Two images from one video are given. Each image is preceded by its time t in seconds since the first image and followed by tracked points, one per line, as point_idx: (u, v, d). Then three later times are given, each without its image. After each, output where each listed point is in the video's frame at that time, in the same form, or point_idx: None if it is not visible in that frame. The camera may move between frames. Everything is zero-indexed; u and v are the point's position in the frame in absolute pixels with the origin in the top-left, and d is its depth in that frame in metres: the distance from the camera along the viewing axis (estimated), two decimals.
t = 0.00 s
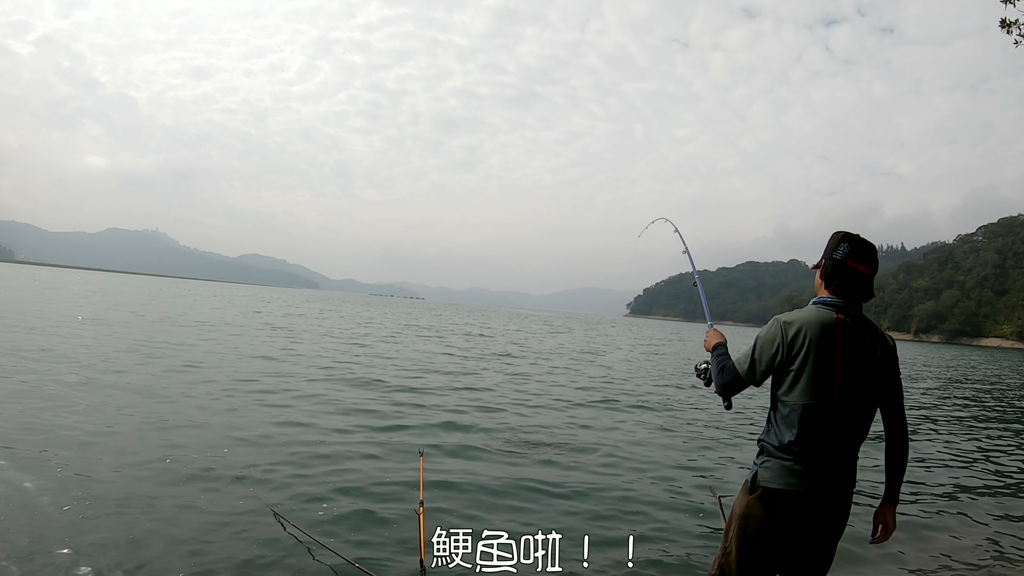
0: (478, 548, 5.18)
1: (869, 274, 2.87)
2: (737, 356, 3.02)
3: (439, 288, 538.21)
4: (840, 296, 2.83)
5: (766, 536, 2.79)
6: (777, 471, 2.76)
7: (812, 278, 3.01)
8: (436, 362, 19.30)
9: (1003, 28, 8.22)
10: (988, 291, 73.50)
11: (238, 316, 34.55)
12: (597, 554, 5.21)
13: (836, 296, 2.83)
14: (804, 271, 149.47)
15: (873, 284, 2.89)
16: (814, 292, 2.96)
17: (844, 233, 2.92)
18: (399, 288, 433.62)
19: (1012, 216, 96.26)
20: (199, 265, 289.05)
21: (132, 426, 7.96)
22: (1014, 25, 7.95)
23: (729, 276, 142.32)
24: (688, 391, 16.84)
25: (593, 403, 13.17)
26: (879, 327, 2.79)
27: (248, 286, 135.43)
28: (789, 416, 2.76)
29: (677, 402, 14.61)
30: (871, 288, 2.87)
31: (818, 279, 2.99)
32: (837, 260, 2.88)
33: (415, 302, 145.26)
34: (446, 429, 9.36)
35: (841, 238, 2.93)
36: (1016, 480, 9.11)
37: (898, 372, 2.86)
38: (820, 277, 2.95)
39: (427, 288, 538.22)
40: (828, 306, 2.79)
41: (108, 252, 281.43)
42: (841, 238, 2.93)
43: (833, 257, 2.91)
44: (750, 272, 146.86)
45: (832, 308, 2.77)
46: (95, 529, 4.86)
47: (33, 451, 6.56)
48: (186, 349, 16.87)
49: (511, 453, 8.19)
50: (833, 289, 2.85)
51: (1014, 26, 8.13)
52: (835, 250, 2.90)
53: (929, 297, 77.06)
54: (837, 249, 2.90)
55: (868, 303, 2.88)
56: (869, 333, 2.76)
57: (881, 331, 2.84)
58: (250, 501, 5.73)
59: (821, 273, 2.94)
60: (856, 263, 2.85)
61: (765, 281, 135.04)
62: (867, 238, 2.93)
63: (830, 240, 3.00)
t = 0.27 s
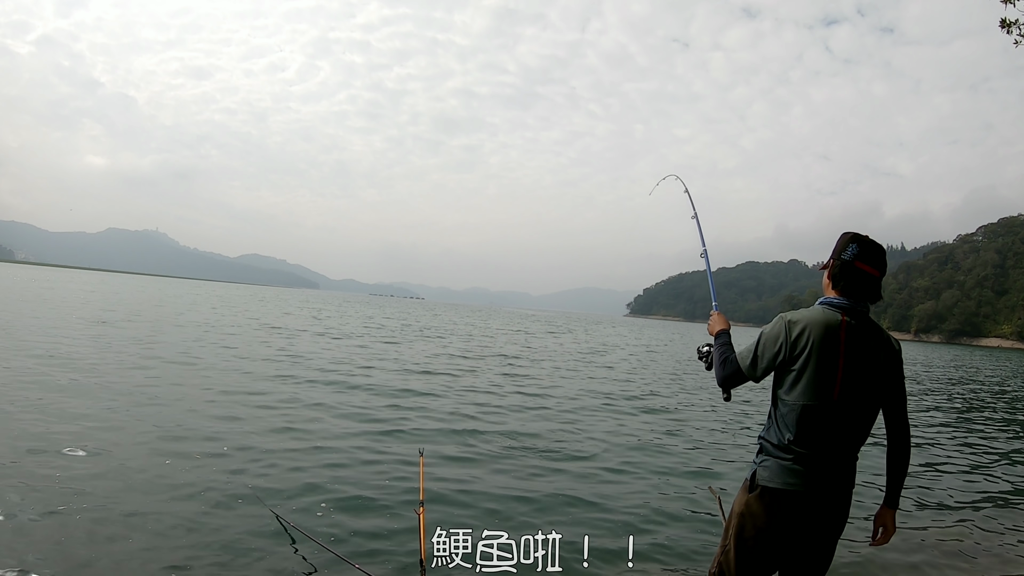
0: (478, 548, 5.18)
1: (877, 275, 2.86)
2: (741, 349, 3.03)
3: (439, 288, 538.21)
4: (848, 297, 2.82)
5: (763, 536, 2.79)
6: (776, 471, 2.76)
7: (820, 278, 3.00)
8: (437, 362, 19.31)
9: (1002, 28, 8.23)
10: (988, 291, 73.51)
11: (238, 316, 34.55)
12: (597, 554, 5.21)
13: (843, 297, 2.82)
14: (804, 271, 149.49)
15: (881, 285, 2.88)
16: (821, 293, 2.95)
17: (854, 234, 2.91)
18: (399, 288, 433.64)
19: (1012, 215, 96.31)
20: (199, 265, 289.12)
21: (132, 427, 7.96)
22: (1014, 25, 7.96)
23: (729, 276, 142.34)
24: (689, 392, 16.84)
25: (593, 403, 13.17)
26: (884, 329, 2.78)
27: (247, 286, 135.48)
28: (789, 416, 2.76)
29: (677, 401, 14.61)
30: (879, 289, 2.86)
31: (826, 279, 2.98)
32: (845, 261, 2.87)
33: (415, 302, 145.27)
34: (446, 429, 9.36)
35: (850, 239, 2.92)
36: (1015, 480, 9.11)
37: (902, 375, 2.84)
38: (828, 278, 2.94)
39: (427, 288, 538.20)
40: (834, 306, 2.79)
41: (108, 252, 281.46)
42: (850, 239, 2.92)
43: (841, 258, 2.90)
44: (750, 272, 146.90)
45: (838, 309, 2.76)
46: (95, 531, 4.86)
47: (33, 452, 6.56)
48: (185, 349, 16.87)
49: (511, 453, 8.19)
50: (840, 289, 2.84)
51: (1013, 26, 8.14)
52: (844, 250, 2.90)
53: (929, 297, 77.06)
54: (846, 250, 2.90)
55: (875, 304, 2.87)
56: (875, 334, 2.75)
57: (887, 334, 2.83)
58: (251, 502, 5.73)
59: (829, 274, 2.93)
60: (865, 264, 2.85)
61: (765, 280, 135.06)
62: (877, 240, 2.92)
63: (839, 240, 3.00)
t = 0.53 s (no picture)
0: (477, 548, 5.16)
1: (882, 277, 2.85)
2: (744, 345, 3.02)
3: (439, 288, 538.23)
4: (853, 298, 2.82)
5: (762, 536, 2.79)
6: (778, 470, 2.76)
7: (825, 279, 3.00)
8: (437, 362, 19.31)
9: (1003, 28, 8.21)
10: (988, 291, 73.50)
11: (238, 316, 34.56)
12: (597, 554, 5.20)
13: (848, 299, 2.82)
14: (804, 271, 149.50)
15: (886, 286, 2.87)
16: (826, 293, 2.94)
17: (859, 235, 2.90)
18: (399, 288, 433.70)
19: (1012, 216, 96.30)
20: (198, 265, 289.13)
21: (131, 427, 7.95)
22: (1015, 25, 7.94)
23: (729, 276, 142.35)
24: (689, 392, 16.83)
25: (593, 403, 13.16)
26: (889, 331, 2.77)
27: (247, 286, 135.53)
28: (791, 416, 2.76)
29: (677, 401, 14.61)
30: (883, 291, 2.86)
31: (830, 280, 2.97)
32: (851, 262, 2.86)
33: (415, 302, 145.29)
34: (446, 429, 9.34)
35: (856, 240, 2.91)
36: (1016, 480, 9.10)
37: (905, 378, 2.84)
38: (833, 278, 2.94)
39: (427, 288, 538.19)
40: (838, 307, 2.78)
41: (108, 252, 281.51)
42: (855, 240, 2.91)
43: (847, 259, 2.89)
44: (750, 272, 146.90)
45: (843, 310, 2.75)
46: (94, 530, 4.85)
47: (33, 452, 6.55)
48: (185, 349, 16.87)
49: (511, 453, 8.18)
50: (846, 291, 2.84)
51: (1014, 26, 8.13)
52: (849, 251, 2.89)
53: (929, 298, 77.08)
54: (851, 251, 2.89)
55: (879, 305, 2.87)
56: (879, 336, 2.74)
57: (891, 336, 2.83)
58: (250, 501, 5.72)
59: (834, 274, 2.93)
60: (870, 266, 2.84)
61: (765, 281, 135.05)
62: (883, 241, 2.91)
63: (845, 241, 2.99)
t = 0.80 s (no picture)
0: (477, 549, 5.16)
1: (884, 276, 2.85)
2: (747, 344, 3.02)
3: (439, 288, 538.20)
4: (856, 299, 2.81)
5: (763, 536, 2.78)
6: (779, 471, 2.76)
7: (826, 279, 3.00)
8: (437, 362, 19.31)
9: (1003, 28, 8.20)
10: (988, 291, 73.49)
11: (238, 316, 34.54)
12: (597, 554, 5.21)
13: (851, 299, 2.82)
14: (804, 271, 149.48)
15: (888, 286, 2.87)
16: (829, 293, 2.93)
17: (860, 235, 2.90)
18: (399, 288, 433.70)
19: (1012, 215, 96.28)
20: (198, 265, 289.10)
21: (131, 427, 7.95)
22: (1015, 25, 7.94)
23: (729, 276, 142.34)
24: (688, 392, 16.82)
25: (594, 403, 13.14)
26: (891, 332, 2.77)
27: (247, 286, 135.59)
28: (794, 417, 2.76)
29: (677, 402, 14.60)
30: (885, 290, 2.85)
31: (832, 280, 2.97)
32: (852, 262, 2.86)
33: (415, 302, 145.25)
34: (446, 429, 9.34)
35: (856, 239, 2.91)
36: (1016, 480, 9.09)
37: (907, 379, 2.84)
38: (834, 278, 2.93)
39: (427, 288, 538.23)
40: (842, 308, 2.77)
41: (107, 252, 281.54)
42: (856, 239, 2.91)
43: (848, 259, 2.89)
44: (750, 272, 146.88)
45: (846, 311, 2.75)
46: (95, 531, 4.86)
47: (33, 452, 6.55)
48: (184, 349, 16.84)
49: (511, 453, 8.18)
50: (848, 291, 2.83)
51: (1014, 26, 8.12)
52: (850, 251, 2.88)
53: (929, 298, 77.09)
54: (852, 251, 2.89)
55: (881, 305, 2.87)
56: (882, 337, 2.74)
57: (893, 337, 2.83)
58: (250, 502, 5.73)
59: (836, 274, 2.92)
60: (872, 265, 2.83)
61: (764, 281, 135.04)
62: (883, 240, 2.91)
63: (845, 240, 2.98)
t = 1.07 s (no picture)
0: (478, 549, 5.16)
1: (883, 275, 2.85)
2: (748, 343, 3.02)
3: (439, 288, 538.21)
4: (856, 299, 2.81)
5: (765, 536, 2.78)
6: (780, 471, 2.76)
7: (825, 278, 2.99)
8: (437, 362, 19.30)
9: (1003, 28, 8.20)
10: (988, 291, 73.51)
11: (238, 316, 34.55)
12: (597, 553, 5.21)
13: (851, 299, 2.81)
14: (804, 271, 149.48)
15: (887, 285, 2.87)
16: (828, 293, 2.93)
17: (858, 234, 2.90)
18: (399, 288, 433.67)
19: (1012, 216, 96.25)
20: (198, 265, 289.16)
21: (131, 427, 7.94)
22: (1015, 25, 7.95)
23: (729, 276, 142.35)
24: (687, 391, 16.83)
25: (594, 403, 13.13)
26: (892, 332, 2.77)
27: (247, 286, 135.65)
28: (795, 417, 2.76)
29: (677, 401, 14.60)
30: (885, 289, 2.85)
31: (831, 279, 2.97)
32: (851, 261, 2.86)
33: (415, 302, 145.28)
34: (446, 429, 9.34)
35: (855, 239, 2.91)
36: (1016, 481, 9.10)
37: (908, 378, 2.84)
38: (833, 278, 2.93)
39: (427, 288, 538.28)
40: (843, 308, 2.77)
41: (107, 252, 281.55)
42: (855, 239, 2.90)
43: (847, 258, 2.88)
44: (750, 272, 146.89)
45: (847, 311, 2.75)
46: (95, 531, 4.85)
47: (33, 451, 6.55)
48: (184, 349, 16.82)
49: (511, 453, 8.17)
50: (848, 291, 2.83)
51: (1014, 26, 8.12)
52: (849, 251, 2.88)
53: (929, 298, 77.09)
54: (851, 250, 2.88)
55: (881, 305, 2.87)
56: (882, 337, 2.74)
57: (894, 336, 2.82)
58: (250, 502, 5.73)
59: (835, 274, 2.92)
60: (872, 265, 2.83)
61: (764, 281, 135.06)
62: (881, 239, 2.91)
63: (843, 239, 2.98)
